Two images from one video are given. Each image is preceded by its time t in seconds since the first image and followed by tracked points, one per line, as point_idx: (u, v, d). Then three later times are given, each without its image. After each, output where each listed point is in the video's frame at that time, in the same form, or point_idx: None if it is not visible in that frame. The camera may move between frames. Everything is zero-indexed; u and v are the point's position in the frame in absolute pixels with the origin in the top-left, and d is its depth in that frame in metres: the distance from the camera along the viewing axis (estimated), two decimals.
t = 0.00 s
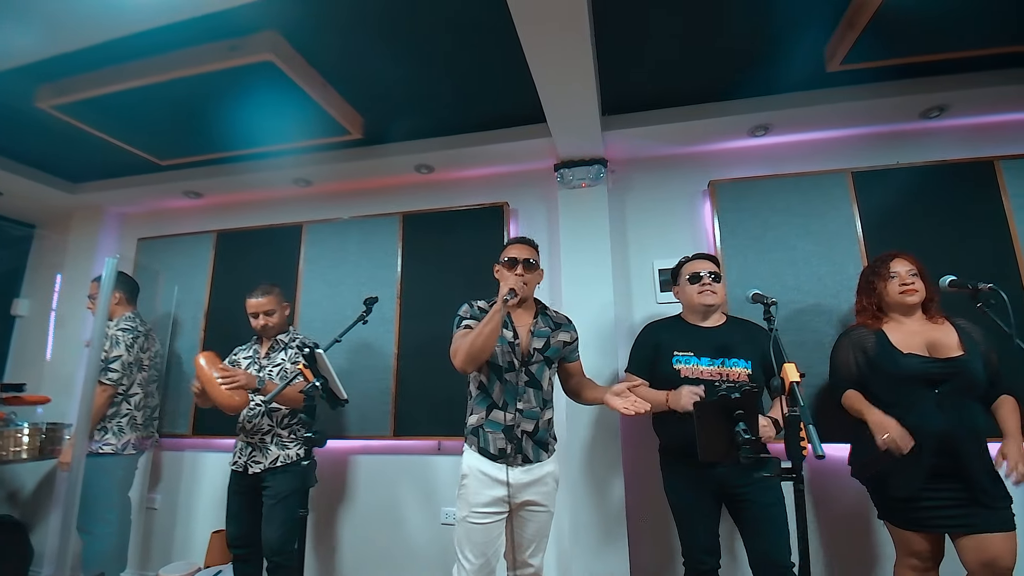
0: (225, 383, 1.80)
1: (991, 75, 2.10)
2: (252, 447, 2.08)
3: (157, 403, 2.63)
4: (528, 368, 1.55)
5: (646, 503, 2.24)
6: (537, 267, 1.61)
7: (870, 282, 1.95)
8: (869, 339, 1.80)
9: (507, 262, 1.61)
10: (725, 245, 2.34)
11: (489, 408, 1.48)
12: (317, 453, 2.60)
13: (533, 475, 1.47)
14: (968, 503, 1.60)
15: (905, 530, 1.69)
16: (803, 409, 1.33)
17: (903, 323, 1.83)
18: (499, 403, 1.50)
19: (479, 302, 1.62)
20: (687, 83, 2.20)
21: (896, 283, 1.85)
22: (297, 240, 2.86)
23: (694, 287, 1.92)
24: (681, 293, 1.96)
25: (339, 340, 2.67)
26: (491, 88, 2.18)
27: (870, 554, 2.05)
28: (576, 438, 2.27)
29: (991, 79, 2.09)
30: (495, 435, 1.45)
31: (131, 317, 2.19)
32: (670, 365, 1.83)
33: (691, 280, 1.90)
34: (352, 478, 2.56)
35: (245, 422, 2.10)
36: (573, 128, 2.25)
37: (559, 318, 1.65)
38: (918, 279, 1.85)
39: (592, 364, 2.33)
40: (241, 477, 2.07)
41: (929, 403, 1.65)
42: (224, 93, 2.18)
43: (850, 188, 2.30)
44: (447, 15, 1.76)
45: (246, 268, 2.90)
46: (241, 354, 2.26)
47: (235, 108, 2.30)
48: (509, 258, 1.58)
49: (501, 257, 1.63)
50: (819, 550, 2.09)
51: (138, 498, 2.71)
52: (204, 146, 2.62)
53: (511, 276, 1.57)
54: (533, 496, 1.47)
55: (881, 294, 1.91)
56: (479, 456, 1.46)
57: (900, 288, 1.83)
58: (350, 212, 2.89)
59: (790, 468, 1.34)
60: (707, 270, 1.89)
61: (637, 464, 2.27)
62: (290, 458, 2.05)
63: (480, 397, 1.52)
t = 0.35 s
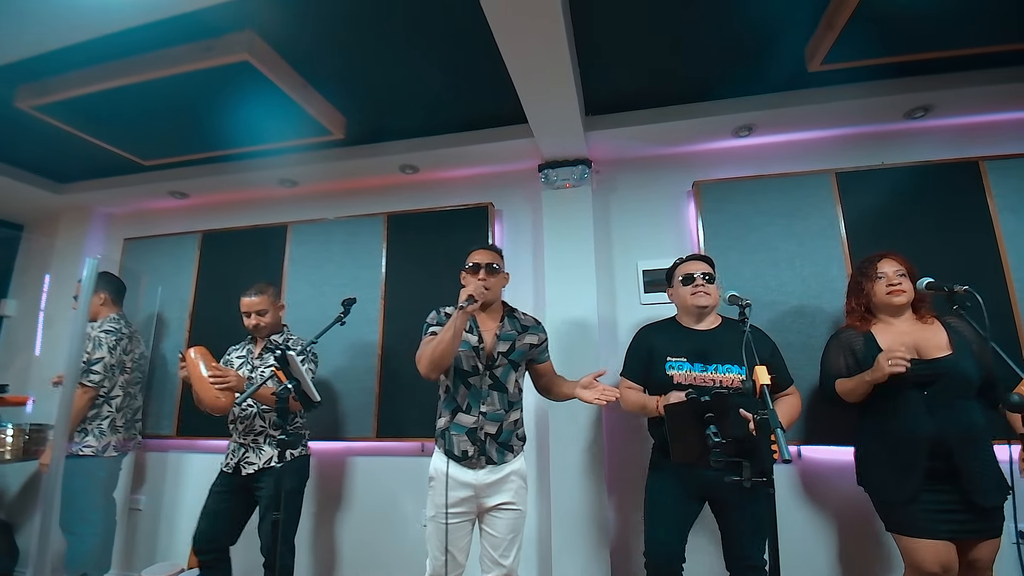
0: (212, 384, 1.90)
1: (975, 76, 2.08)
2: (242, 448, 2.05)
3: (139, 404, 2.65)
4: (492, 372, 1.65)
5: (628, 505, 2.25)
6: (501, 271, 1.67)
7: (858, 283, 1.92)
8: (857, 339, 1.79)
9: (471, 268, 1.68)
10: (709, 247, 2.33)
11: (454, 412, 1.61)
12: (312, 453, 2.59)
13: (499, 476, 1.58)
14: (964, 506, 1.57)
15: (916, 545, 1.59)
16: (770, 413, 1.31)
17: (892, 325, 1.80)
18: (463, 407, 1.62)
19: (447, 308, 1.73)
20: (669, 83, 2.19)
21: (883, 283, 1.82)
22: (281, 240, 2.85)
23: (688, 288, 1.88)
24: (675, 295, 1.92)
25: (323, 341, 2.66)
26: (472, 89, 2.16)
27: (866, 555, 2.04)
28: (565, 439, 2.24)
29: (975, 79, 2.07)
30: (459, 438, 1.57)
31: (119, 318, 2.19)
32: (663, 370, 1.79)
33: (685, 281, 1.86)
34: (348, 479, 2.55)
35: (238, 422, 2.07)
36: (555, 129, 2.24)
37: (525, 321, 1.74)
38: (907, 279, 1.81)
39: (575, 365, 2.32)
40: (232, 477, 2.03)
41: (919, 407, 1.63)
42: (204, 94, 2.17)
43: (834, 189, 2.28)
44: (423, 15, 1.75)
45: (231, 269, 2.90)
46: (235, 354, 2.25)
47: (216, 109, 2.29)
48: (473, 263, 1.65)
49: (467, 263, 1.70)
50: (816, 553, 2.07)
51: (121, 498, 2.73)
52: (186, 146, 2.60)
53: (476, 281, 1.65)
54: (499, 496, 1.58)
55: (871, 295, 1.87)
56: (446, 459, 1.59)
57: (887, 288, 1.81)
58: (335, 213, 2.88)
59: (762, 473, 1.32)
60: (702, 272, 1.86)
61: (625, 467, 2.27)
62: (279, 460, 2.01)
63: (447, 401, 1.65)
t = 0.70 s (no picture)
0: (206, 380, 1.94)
1: (964, 76, 2.07)
2: (230, 450, 2.04)
3: (127, 405, 2.64)
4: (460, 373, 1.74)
5: (611, 506, 2.25)
6: (466, 278, 1.77)
7: (845, 285, 1.91)
8: (847, 342, 1.76)
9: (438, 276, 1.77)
10: (697, 248, 2.31)
11: (422, 414, 1.68)
12: (302, 455, 2.58)
13: (465, 474, 1.64)
14: (956, 511, 1.57)
15: (893, 547, 1.58)
16: (748, 417, 1.32)
17: (879, 326, 1.79)
18: (431, 409, 1.69)
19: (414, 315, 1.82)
20: (657, 84, 2.18)
21: (869, 285, 1.82)
22: (270, 240, 2.84)
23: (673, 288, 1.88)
24: (660, 295, 1.91)
25: (310, 342, 2.64)
26: (459, 89, 2.16)
27: (852, 560, 2.03)
28: (549, 437, 2.26)
29: (965, 80, 2.06)
30: (426, 438, 1.65)
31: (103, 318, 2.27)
32: (649, 369, 1.78)
33: (670, 281, 1.85)
34: (339, 481, 2.53)
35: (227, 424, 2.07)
36: (542, 129, 2.23)
37: (489, 324, 1.82)
38: (893, 281, 1.81)
39: (561, 365, 2.31)
40: (220, 480, 2.02)
41: (909, 411, 1.60)
42: (190, 94, 2.17)
43: (823, 190, 2.27)
44: (406, 14, 1.74)
45: (219, 268, 2.89)
46: (224, 354, 2.23)
47: (202, 110, 2.28)
48: (438, 271, 1.75)
49: (433, 270, 1.79)
50: (798, 557, 2.06)
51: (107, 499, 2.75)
52: (174, 146, 2.60)
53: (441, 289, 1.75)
54: (466, 494, 1.64)
55: (858, 296, 1.86)
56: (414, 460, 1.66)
57: (874, 290, 1.80)
58: (324, 214, 2.87)
59: (740, 477, 1.31)
60: (687, 273, 1.85)
61: (610, 467, 2.28)
62: (270, 462, 1.98)
63: (416, 404, 1.72)
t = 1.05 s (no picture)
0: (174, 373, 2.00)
1: (967, 72, 2.03)
2: (206, 451, 2.02)
3: (116, 407, 2.58)
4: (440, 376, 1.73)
5: (604, 510, 2.22)
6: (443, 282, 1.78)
7: (835, 287, 1.87)
8: (834, 345, 1.72)
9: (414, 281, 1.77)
10: (695, 247, 2.28)
11: (402, 417, 1.67)
12: (274, 456, 2.55)
13: (445, 474, 1.63)
14: (934, 517, 1.52)
15: (872, 546, 1.61)
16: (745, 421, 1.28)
17: (869, 330, 1.75)
18: (411, 411, 1.68)
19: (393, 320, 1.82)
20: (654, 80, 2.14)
21: (860, 288, 1.77)
22: (262, 239, 2.81)
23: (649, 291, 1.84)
24: (636, 298, 1.88)
25: (303, 342, 2.61)
26: (452, 85, 2.12)
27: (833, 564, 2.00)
28: (542, 439, 2.23)
29: (967, 76, 2.03)
30: (406, 441, 1.63)
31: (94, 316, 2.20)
32: (627, 372, 1.74)
33: (646, 284, 1.82)
34: (314, 482, 2.51)
35: (200, 425, 2.04)
36: (537, 127, 2.20)
37: (469, 326, 1.82)
38: (883, 283, 1.78)
39: (555, 365, 2.28)
40: (193, 480, 2.01)
41: (896, 414, 1.58)
42: (178, 91, 2.13)
43: (822, 188, 2.24)
44: (396, 8, 1.70)
45: (211, 267, 2.85)
46: (201, 355, 2.21)
47: (192, 108, 2.25)
48: (415, 277, 1.75)
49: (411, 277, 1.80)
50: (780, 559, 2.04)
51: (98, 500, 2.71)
52: (164, 144, 2.57)
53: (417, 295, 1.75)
54: (447, 494, 1.62)
55: (848, 299, 1.82)
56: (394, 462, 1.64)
57: (864, 293, 1.76)
58: (317, 212, 2.84)
59: (735, 482, 1.28)
60: (663, 275, 1.82)
61: (606, 470, 2.24)
62: (241, 465, 1.97)
63: (396, 408, 1.71)
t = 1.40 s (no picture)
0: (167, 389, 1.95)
1: (964, 76, 2.01)
2: (200, 458, 2.01)
3: (110, 414, 2.55)
4: (430, 385, 1.69)
5: (599, 519, 2.19)
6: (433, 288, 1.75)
7: (835, 293, 1.85)
8: (832, 355, 1.70)
9: (402, 286, 1.73)
10: (691, 252, 2.25)
11: (392, 426, 1.65)
12: (272, 463, 2.53)
13: (436, 482, 1.62)
14: (935, 532, 1.50)
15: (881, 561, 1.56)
16: (737, 434, 1.25)
17: (868, 338, 1.73)
18: (401, 421, 1.65)
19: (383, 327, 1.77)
20: (649, 84, 2.12)
21: (861, 294, 1.75)
22: (256, 244, 2.80)
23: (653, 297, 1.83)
24: (641, 304, 1.86)
25: (296, 348, 2.60)
26: (445, 90, 2.10)
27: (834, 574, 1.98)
28: (536, 449, 2.21)
29: (965, 80, 2.00)
30: (397, 451, 1.62)
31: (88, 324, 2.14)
32: (631, 380, 1.74)
33: (649, 290, 1.80)
34: (310, 489, 2.49)
35: (195, 431, 2.02)
36: (531, 132, 2.18)
37: (459, 333, 1.78)
38: (883, 290, 1.76)
39: (549, 373, 2.26)
40: (188, 489, 2.00)
41: (896, 422, 1.55)
42: (169, 97, 2.12)
43: (819, 194, 2.21)
44: (386, 13, 1.68)
45: (205, 272, 2.84)
46: (192, 362, 2.21)
47: (184, 114, 2.24)
48: (404, 283, 1.72)
49: (399, 282, 1.75)
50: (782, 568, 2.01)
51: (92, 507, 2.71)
52: (158, 149, 2.56)
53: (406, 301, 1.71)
54: (439, 503, 1.61)
55: (847, 306, 1.81)
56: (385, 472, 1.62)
57: (865, 299, 1.74)
58: (312, 217, 2.83)
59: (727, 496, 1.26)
60: (668, 281, 1.79)
61: (601, 478, 2.22)
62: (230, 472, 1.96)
63: (386, 417, 1.68)
